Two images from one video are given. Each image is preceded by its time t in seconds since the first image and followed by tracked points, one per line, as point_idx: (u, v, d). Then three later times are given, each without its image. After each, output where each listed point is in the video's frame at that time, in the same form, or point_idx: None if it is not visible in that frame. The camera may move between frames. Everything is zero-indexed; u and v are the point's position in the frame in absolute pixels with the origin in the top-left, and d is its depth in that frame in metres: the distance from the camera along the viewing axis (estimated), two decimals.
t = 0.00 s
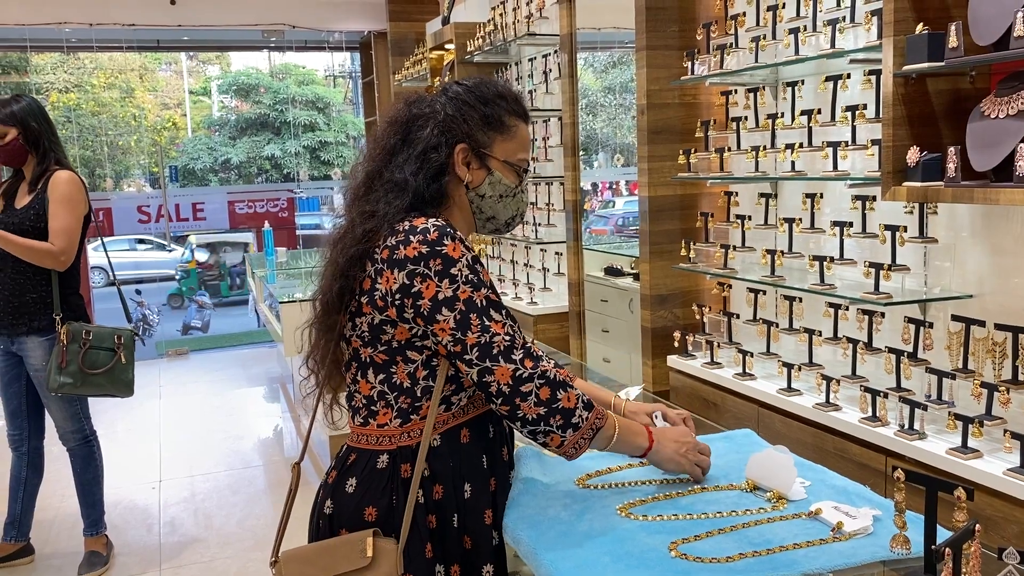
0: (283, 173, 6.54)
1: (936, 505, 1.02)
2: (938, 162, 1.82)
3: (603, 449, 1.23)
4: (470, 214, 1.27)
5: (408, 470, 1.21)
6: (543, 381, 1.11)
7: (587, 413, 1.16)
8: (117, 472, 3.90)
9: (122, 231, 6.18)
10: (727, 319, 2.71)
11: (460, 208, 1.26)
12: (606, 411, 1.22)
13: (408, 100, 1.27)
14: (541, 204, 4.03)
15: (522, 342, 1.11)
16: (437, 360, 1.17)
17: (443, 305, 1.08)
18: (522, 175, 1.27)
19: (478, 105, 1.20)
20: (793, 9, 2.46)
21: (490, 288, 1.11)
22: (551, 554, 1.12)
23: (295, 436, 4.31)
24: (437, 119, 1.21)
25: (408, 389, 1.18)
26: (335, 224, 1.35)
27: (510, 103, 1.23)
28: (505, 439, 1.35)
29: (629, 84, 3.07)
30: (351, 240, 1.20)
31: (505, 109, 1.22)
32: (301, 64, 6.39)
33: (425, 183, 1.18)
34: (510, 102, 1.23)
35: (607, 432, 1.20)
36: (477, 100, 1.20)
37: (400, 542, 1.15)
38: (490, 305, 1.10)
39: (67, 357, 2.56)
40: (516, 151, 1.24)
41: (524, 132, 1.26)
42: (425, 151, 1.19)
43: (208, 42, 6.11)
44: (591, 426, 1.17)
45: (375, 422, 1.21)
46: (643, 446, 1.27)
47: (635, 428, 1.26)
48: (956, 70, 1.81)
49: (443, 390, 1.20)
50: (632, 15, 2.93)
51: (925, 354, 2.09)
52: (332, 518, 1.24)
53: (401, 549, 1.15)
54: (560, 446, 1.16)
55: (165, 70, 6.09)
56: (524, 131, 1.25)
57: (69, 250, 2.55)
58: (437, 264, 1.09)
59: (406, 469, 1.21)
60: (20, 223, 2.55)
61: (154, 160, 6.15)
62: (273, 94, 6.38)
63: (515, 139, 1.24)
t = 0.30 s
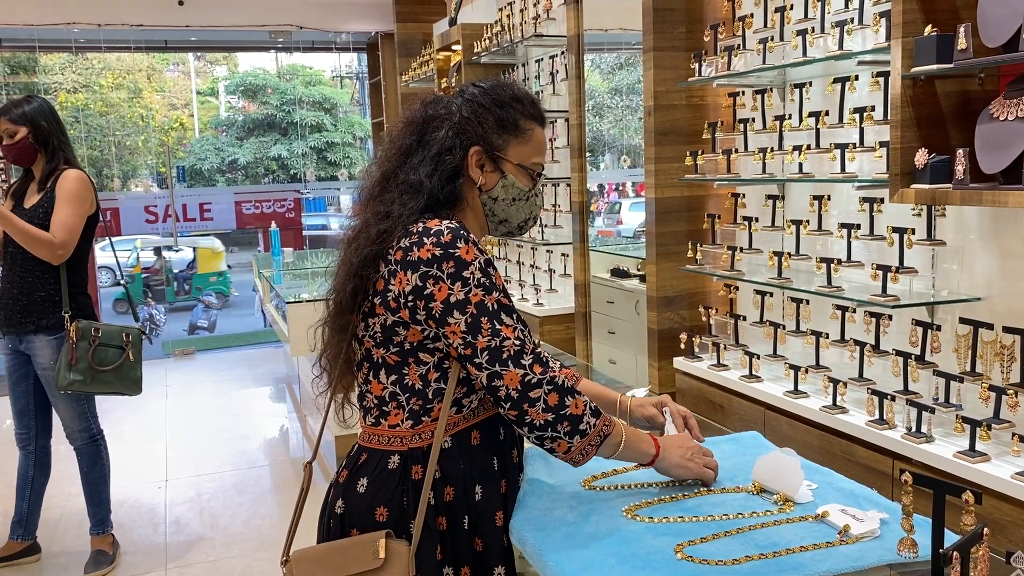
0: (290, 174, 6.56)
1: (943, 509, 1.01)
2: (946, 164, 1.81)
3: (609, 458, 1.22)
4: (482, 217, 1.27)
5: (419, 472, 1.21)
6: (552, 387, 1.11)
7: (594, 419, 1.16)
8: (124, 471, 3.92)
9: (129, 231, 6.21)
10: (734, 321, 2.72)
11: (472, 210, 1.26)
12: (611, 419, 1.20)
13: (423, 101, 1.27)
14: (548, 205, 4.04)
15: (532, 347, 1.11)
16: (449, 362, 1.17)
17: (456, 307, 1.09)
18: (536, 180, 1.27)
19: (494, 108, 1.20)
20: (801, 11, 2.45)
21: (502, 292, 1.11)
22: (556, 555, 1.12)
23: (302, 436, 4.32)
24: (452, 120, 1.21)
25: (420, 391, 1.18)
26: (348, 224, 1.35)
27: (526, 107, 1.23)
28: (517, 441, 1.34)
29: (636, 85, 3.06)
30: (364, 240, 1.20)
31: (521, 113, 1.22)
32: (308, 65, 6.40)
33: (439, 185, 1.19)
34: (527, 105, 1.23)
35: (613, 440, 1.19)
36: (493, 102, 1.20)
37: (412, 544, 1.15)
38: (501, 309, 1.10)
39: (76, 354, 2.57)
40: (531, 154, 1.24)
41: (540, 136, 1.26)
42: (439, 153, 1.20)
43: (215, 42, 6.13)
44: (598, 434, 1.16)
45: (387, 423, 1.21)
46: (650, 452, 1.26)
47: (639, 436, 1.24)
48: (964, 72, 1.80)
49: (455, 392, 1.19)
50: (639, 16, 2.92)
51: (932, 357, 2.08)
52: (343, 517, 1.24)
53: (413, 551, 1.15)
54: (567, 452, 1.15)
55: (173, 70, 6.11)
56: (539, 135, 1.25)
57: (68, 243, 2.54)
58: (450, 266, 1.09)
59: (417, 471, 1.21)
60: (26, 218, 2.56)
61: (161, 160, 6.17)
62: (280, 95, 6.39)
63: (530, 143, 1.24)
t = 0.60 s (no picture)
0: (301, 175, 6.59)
1: (947, 515, 1.01)
2: (953, 168, 1.81)
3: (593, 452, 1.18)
4: (480, 219, 1.28)
5: (421, 476, 1.22)
6: (524, 402, 1.09)
7: (570, 426, 1.13)
8: (134, 470, 3.95)
9: (140, 231, 6.25)
10: (741, 325, 2.72)
11: (470, 213, 1.26)
12: (589, 412, 1.17)
13: (421, 103, 1.27)
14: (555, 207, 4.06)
15: (512, 361, 1.09)
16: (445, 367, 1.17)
17: (439, 315, 1.08)
18: (533, 181, 1.26)
19: (490, 111, 1.20)
20: (809, 14, 2.45)
21: (488, 302, 1.09)
22: (559, 559, 1.13)
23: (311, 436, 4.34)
24: (449, 123, 1.21)
25: (420, 396, 1.19)
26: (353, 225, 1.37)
27: (523, 109, 1.23)
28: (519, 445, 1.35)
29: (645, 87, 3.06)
30: (363, 244, 1.21)
31: (517, 114, 1.22)
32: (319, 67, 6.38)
33: (433, 189, 1.19)
34: (524, 106, 1.23)
35: (594, 438, 1.15)
36: (489, 105, 1.20)
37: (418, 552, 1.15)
38: (485, 319, 1.08)
39: (88, 354, 2.59)
40: (528, 156, 1.24)
41: (538, 138, 1.26)
42: (435, 157, 1.20)
43: (227, 44, 6.17)
44: (577, 439, 1.13)
45: (388, 427, 1.22)
46: (632, 441, 1.21)
47: (619, 421, 1.20)
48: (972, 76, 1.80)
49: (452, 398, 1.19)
50: (648, 18, 2.92)
51: (940, 361, 2.07)
52: (346, 521, 1.25)
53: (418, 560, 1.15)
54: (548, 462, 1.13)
55: (185, 72, 6.15)
56: (537, 136, 1.25)
57: (80, 246, 2.56)
58: (438, 274, 1.08)
59: (419, 476, 1.21)
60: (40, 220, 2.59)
61: (173, 161, 6.20)
62: (291, 96, 6.41)
63: (527, 145, 1.23)
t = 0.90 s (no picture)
0: (311, 176, 6.62)
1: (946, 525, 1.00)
2: (960, 174, 1.80)
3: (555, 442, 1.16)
4: (460, 224, 1.26)
5: (413, 484, 1.21)
6: (475, 417, 1.05)
7: (526, 429, 1.09)
8: (142, 471, 3.97)
9: (151, 233, 6.29)
10: (748, 329, 2.70)
11: (450, 218, 1.25)
12: (546, 403, 1.14)
13: (401, 107, 1.27)
14: (563, 209, 4.07)
15: (469, 377, 1.05)
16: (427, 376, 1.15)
17: (402, 326, 1.06)
18: (514, 183, 1.25)
19: (467, 113, 1.19)
20: (816, 17, 2.44)
21: (453, 313, 1.05)
22: (556, 567, 1.13)
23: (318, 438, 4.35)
24: (426, 127, 1.21)
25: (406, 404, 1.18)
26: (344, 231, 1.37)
27: (501, 110, 1.22)
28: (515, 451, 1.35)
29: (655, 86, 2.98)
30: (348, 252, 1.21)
31: (494, 115, 1.21)
32: (330, 68, 6.42)
33: (408, 195, 1.19)
34: (502, 108, 1.22)
35: (553, 433, 1.12)
36: (465, 107, 1.19)
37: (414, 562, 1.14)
38: (447, 331, 1.04)
39: (95, 357, 2.61)
40: (507, 158, 1.23)
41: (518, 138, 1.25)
42: (412, 161, 1.20)
43: (237, 45, 6.20)
44: (535, 438, 1.10)
45: (378, 436, 1.21)
46: (591, 426, 1.19)
47: (578, 403, 1.18)
48: (979, 81, 1.78)
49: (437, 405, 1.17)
50: (655, 20, 2.91)
51: (946, 367, 2.06)
52: (341, 530, 1.24)
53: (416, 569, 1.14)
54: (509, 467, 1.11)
55: (196, 73, 6.18)
56: (516, 137, 1.24)
57: (92, 251, 2.60)
58: (404, 284, 1.06)
59: (411, 484, 1.20)
60: (46, 227, 2.61)
61: (184, 162, 6.24)
62: (302, 97, 6.44)
63: (506, 147, 1.22)
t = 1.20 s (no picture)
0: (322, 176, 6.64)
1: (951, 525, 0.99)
2: (970, 171, 1.78)
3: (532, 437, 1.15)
4: (445, 219, 1.26)
5: (412, 481, 1.21)
6: (449, 420, 1.04)
7: (502, 429, 1.07)
8: (153, 468, 4.00)
9: (163, 232, 6.33)
10: (757, 328, 2.69)
11: (434, 214, 1.25)
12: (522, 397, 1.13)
13: (379, 104, 1.27)
14: (572, 209, 4.07)
15: (445, 380, 1.04)
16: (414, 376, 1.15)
17: (379, 328, 1.06)
18: (496, 176, 1.25)
19: (445, 108, 1.19)
20: (825, 15, 2.43)
21: (430, 314, 1.05)
22: (558, 565, 1.13)
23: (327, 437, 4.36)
24: (405, 124, 1.21)
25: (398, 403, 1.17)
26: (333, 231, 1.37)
27: (480, 102, 1.22)
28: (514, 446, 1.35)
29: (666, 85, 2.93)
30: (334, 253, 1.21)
31: (473, 108, 1.20)
32: (341, 67, 6.42)
33: (387, 193, 1.19)
34: (480, 100, 1.22)
35: (530, 427, 1.11)
36: (443, 102, 1.19)
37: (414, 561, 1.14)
38: (424, 333, 1.04)
39: (85, 354, 2.63)
40: (488, 151, 1.23)
41: (499, 130, 1.24)
42: (392, 160, 1.20)
43: (249, 45, 6.22)
44: (513, 433, 1.08)
45: (375, 436, 1.20)
46: (568, 416, 1.18)
47: (553, 395, 1.17)
48: (990, 78, 1.77)
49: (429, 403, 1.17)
50: (663, 18, 2.90)
51: (956, 367, 2.04)
52: (343, 529, 1.25)
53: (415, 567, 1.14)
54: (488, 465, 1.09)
55: (209, 73, 6.22)
56: (496, 129, 1.23)
57: (87, 251, 2.62)
58: (382, 285, 1.06)
59: (410, 481, 1.20)
60: (36, 228, 2.64)
61: (195, 161, 6.27)
62: (314, 98, 6.42)
63: (486, 139, 1.22)
